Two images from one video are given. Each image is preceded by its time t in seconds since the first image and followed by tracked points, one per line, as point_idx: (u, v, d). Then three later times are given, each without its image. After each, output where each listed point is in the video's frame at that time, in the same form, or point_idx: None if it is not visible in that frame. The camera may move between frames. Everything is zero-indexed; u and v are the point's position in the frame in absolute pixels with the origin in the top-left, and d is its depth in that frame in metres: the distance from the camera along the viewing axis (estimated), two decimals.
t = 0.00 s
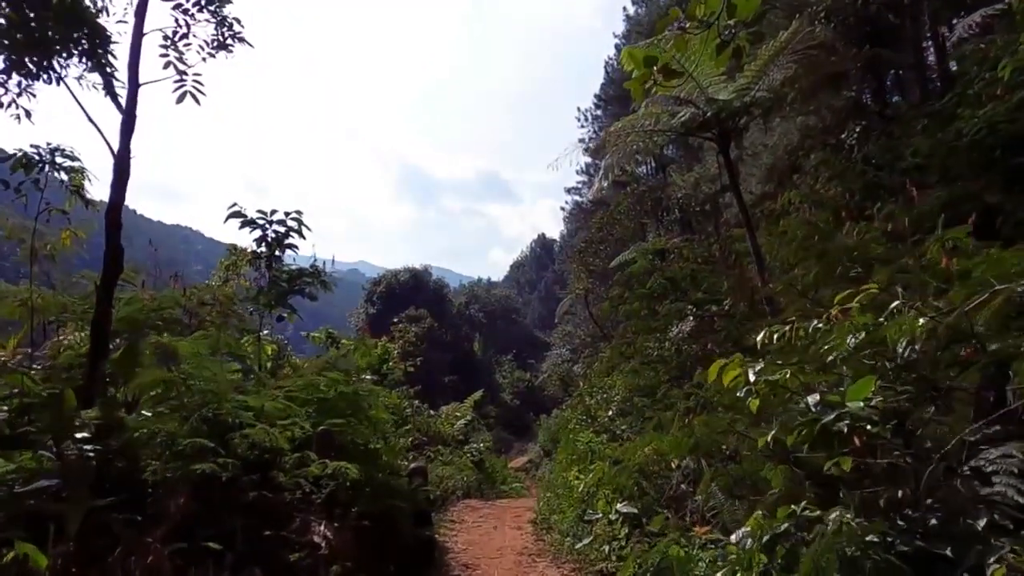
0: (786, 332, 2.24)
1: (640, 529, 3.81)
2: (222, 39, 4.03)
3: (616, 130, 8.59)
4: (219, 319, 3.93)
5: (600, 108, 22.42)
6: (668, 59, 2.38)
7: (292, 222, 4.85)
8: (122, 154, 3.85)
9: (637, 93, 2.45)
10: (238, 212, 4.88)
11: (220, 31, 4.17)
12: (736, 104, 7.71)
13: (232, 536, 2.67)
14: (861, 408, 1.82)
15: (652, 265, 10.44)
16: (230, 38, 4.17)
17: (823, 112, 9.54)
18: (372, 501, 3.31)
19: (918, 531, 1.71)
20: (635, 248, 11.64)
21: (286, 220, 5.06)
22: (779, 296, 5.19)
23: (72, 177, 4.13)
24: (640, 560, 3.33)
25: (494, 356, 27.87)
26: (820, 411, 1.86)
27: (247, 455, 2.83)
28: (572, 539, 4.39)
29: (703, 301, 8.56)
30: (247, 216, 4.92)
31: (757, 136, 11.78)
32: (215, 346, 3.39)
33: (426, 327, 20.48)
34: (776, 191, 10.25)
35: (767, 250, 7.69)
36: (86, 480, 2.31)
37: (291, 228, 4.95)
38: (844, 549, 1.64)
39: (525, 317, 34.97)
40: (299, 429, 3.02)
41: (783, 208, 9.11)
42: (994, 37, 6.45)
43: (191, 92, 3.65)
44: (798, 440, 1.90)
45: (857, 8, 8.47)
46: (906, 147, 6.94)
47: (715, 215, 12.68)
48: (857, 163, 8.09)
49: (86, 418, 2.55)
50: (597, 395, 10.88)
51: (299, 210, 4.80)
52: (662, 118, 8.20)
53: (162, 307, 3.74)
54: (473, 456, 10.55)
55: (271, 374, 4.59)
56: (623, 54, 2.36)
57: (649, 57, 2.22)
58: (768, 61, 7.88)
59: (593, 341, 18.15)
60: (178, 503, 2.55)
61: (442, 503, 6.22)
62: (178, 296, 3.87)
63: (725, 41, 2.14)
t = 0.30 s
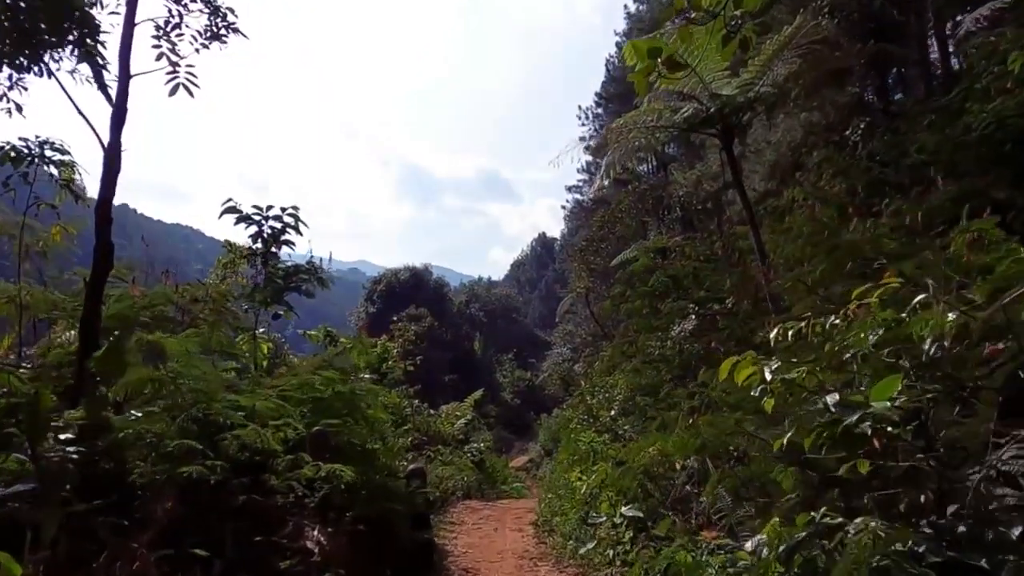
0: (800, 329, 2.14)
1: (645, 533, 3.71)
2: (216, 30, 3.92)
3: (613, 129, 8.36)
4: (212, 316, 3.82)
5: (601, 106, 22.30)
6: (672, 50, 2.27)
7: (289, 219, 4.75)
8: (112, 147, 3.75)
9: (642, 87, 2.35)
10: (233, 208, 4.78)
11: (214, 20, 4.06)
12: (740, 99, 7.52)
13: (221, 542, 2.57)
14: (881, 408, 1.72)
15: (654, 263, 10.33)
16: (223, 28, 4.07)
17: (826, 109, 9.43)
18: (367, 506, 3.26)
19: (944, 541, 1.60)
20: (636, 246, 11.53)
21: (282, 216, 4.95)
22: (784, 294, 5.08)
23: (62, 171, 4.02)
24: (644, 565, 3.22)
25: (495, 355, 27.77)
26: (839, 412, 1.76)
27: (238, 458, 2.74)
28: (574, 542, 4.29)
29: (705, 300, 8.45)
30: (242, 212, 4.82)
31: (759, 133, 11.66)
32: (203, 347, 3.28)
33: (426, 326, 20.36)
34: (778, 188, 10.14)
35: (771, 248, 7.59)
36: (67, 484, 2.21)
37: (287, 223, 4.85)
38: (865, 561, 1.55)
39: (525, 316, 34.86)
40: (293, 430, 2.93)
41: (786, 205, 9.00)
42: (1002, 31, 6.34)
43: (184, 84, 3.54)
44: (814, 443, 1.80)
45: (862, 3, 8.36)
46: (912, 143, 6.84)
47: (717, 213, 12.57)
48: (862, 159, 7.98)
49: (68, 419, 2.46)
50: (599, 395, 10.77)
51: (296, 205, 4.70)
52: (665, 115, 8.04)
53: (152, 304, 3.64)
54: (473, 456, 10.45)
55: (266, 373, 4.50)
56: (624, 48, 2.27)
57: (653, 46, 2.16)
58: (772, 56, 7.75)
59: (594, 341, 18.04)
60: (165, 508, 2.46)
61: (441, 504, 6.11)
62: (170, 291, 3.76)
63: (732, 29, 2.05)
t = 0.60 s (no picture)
0: (820, 319, 2.02)
1: (653, 534, 3.60)
2: (209, 15, 3.81)
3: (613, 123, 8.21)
4: (205, 310, 3.71)
5: (603, 103, 22.15)
6: (679, 36, 2.17)
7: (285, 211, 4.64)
8: (101, 135, 3.63)
9: (647, 74, 2.25)
10: (228, 200, 4.66)
11: (207, 6, 3.95)
12: (744, 93, 7.38)
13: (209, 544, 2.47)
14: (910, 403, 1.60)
15: (656, 259, 10.21)
16: (217, 15, 3.95)
17: (831, 103, 9.30)
18: (365, 506, 3.19)
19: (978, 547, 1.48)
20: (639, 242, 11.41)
21: (279, 209, 4.83)
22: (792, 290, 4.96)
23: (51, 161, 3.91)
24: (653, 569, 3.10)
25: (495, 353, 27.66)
26: (865, 407, 1.64)
27: (228, 455, 2.63)
28: (578, 543, 4.17)
29: (709, 296, 8.34)
30: (238, 204, 4.71)
31: (763, 129, 11.54)
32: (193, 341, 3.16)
33: (426, 324, 20.24)
34: (782, 184, 10.01)
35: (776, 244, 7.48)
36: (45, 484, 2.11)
37: (284, 216, 4.74)
38: (894, 566, 1.44)
39: (526, 315, 34.74)
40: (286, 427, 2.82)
41: (791, 201, 8.88)
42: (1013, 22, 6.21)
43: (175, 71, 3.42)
44: (837, 440, 1.68)
45: None
46: (920, 137, 6.71)
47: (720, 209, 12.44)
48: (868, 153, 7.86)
49: (51, 415, 2.35)
50: (600, 393, 10.67)
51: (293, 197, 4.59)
52: (669, 107, 7.90)
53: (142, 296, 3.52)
54: (474, 454, 10.35)
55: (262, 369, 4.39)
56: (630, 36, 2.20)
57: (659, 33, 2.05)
58: (777, 49, 7.61)
59: (596, 339, 17.91)
60: (150, 508, 2.36)
61: (441, 503, 6.00)
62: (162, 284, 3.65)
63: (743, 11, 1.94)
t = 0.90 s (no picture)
0: (845, 313, 1.90)
1: (662, 537, 3.47)
2: (202, 2, 3.69)
3: (614, 119, 8.06)
4: (198, 306, 3.59)
5: (604, 100, 22.00)
6: (687, 23, 2.05)
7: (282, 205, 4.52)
8: (90, 125, 3.51)
9: (652, 64, 2.14)
10: (224, 194, 4.55)
11: None
12: (750, 86, 7.23)
13: (197, 551, 2.34)
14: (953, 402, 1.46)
15: (660, 256, 10.08)
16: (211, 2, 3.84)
17: (837, 97, 9.16)
18: (364, 505, 3.09)
19: None
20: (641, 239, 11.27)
21: (276, 203, 4.72)
22: (801, 285, 4.83)
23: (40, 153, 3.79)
24: None
25: (497, 351, 27.55)
26: (899, 407, 1.51)
27: (218, 456, 2.49)
28: (584, 546, 4.05)
29: (714, 293, 8.22)
30: (234, 198, 4.60)
31: (767, 124, 11.40)
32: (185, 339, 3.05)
33: (427, 322, 20.10)
34: (787, 179, 9.87)
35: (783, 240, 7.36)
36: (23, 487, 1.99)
37: (281, 210, 4.63)
38: None
39: (527, 313, 34.61)
40: (280, 427, 2.69)
41: (797, 197, 8.75)
42: None
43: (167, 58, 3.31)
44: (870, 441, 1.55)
45: None
46: (930, 131, 6.58)
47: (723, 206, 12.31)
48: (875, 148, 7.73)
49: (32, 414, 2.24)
50: (603, 391, 10.54)
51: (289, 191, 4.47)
52: (673, 102, 7.68)
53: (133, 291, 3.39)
54: (475, 454, 10.23)
55: (258, 367, 4.27)
56: (634, 23, 2.09)
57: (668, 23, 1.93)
58: (784, 41, 7.47)
59: (598, 337, 17.78)
60: (137, 512, 2.24)
61: (442, 504, 5.88)
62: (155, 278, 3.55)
63: None
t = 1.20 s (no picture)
0: (871, 312, 1.78)
1: (668, 543, 3.37)
2: None
3: (616, 116, 7.93)
4: (192, 304, 3.49)
5: (605, 98, 21.85)
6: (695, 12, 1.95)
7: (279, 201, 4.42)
8: (80, 118, 3.40)
9: (659, 57, 2.03)
10: (219, 190, 4.44)
11: None
12: (754, 82, 7.11)
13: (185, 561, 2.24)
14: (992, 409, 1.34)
15: (662, 255, 9.97)
16: None
17: (842, 94, 9.04)
18: (362, 502, 3.10)
19: None
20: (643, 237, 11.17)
21: (272, 199, 4.61)
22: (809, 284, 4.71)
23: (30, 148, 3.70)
24: None
25: (497, 350, 27.45)
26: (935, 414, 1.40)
27: (207, 461, 2.39)
28: (587, 551, 3.96)
29: (717, 292, 8.12)
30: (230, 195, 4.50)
31: (771, 121, 11.28)
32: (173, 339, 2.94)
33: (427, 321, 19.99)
34: (791, 177, 9.75)
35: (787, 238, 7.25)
36: None
37: (278, 207, 4.53)
38: None
39: (528, 312, 34.51)
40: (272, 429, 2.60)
41: (801, 195, 8.63)
42: None
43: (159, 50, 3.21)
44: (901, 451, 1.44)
45: None
46: (937, 127, 6.46)
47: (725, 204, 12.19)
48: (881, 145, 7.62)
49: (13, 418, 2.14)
50: (605, 391, 10.44)
51: (286, 187, 4.37)
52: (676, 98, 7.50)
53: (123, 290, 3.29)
54: (475, 454, 10.13)
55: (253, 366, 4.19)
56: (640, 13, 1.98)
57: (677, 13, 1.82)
58: (789, 36, 7.33)
59: (599, 336, 17.67)
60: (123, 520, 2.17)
61: (442, 506, 5.78)
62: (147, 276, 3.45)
63: None
